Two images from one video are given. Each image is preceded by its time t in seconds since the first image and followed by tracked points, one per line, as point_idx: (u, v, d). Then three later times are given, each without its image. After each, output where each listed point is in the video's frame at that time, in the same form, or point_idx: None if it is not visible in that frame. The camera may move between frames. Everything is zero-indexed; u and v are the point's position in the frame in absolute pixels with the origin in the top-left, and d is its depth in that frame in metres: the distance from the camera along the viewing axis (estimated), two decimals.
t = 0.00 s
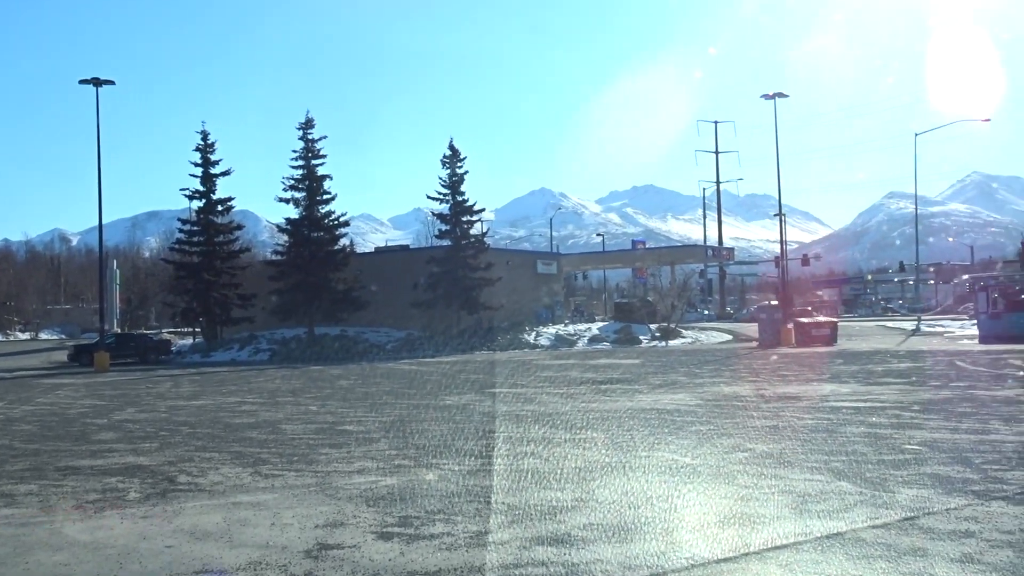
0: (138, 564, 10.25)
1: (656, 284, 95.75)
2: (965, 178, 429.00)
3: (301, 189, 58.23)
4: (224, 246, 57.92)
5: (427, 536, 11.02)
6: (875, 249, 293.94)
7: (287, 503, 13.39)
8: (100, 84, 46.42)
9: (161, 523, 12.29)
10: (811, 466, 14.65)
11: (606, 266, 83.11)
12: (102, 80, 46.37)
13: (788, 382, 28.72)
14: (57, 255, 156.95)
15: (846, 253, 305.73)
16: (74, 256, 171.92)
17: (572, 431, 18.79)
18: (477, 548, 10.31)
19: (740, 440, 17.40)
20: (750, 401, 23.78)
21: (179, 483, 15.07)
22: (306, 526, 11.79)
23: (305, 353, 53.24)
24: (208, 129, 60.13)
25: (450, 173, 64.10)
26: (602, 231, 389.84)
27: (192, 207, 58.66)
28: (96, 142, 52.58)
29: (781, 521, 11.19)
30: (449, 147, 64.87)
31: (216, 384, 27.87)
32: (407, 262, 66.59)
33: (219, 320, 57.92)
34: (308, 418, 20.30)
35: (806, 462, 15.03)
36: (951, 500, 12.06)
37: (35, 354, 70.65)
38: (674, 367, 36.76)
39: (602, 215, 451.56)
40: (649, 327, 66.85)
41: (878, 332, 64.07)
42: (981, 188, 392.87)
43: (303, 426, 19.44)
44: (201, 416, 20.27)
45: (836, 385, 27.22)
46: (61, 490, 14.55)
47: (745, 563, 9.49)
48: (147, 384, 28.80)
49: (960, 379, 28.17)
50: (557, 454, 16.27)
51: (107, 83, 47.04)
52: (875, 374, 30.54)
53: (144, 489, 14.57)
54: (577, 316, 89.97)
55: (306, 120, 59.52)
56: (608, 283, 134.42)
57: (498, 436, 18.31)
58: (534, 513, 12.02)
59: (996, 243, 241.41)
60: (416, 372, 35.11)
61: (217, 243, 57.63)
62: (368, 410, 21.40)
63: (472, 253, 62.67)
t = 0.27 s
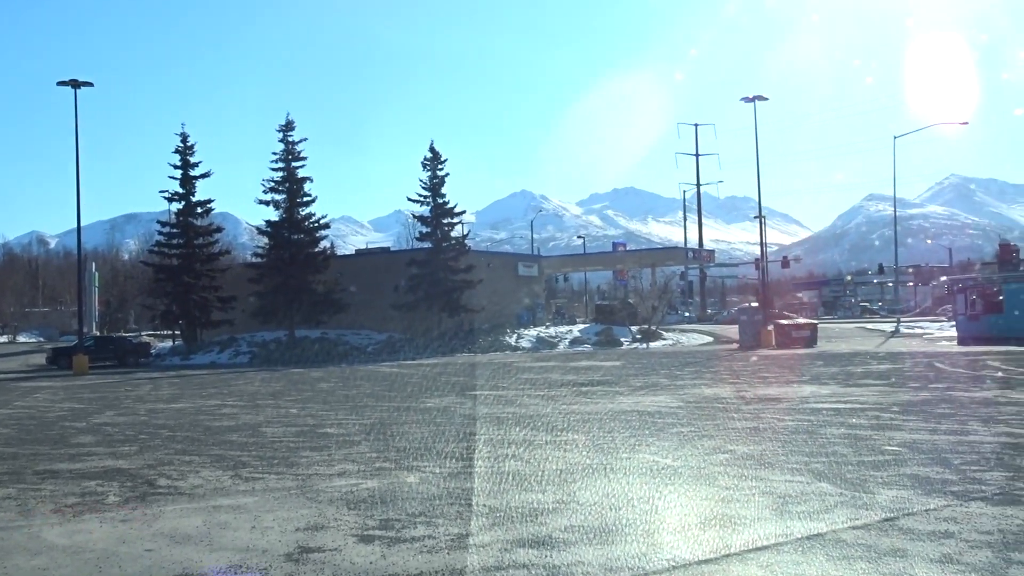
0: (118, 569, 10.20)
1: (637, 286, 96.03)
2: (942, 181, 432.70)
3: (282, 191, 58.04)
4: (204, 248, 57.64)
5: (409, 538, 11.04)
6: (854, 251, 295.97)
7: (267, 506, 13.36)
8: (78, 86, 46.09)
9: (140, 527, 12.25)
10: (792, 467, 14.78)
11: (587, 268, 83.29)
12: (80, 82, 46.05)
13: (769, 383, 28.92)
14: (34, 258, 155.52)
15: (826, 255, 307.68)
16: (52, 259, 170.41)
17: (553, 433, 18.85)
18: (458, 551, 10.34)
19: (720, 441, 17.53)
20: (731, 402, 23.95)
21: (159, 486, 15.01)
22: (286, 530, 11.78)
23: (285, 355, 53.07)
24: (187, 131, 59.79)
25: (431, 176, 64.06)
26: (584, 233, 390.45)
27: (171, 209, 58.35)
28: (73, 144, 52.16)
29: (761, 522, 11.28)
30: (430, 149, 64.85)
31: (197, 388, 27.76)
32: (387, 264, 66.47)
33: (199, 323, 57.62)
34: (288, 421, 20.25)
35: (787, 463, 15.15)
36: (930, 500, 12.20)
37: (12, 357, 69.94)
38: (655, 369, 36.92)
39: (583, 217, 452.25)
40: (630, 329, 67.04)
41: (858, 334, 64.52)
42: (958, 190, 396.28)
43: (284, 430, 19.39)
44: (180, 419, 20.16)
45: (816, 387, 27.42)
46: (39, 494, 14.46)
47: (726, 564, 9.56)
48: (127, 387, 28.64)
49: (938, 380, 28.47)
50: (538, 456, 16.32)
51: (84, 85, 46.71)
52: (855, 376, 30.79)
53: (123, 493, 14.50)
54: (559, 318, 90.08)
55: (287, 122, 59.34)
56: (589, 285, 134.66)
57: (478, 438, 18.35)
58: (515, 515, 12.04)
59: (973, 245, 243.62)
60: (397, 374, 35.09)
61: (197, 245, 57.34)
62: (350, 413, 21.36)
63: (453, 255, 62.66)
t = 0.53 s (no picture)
0: (105, 573, 10.15)
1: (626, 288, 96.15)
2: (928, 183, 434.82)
3: (270, 193, 57.90)
4: (192, 251, 57.45)
5: (397, 541, 11.03)
6: (841, 254, 297.01)
7: (255, 509, 13.33)
8: (65, 87, 45.87)
9: (127, 530, 12.20)
10: (779, 469, 14.85)
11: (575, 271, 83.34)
12: (67, 84, 45.85)
13: (757, 386, 29.00)
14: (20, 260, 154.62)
15: (813, 258, 308.78)
16: (38, 262, 169.41)
17: (541, 436, 18.88)
18: (446, 554, 10.34)
19: (708, 443, 17.60)
20: (719, 404, 24.03)
21: (146, 490, 14.96)
22: (274, 533, 11.76)
23: (273, 358, 52.95)
24: (175, 133, 59.58)
25: (420, 178, 64.02)
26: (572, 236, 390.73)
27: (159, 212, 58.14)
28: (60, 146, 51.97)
29: (749, 524, 11.33)
30: (419, 152, 64.84)
31: (185, 391, 27.67)
32: (376, 266, 66.39)
33: (187, 326, 57.40)
34: (276, 424, 20.21)
35: (774, 465, 15.22)
36: (917, 502, 12.27)
37: None
38: (643, 371, 37.01)
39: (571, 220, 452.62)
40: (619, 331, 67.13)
41: (845, 336, 64.80)
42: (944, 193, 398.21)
43: (271, 432, 19.35)
44: (167, 422, 20.10)
45: (803, 389, 27.55)
46: (26, 498, 14.39)
47: (713, 566, 9.60)
48: (114, 391, 28.52)
49: (925, 382, 28.62)
50: (525, 459, 16.34)
51: (71, 86, 46.49)
52: (842, 378, 30.93)
53: (110, 497, 14.44)
54: (547, 321, 90.15)
55: (275, 125, 59.23)
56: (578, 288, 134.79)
57: (467, 441, 18.35)
58: (504, 518, 12.05)
59: (959, 248, 244.85)
60: (385, 377, 35.04)
61: (184, 247, 57.15)
62: (338, 416, 21.33)
63: (441, 258, 62.64)
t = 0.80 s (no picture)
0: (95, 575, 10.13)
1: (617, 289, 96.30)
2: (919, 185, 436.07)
3: (261, 194, 57.79)
4: (182, 251, 57.31)
5: (388, 542, 11.04)
6: (832, 255, 297.97)
7: (246, 510, 13.32)
8: (55, 87, 45.68)
9: (117, 532, 12.17)
10: (769, 470, 14.91)
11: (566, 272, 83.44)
12: (57, 83, 45.66)
13: (747, 387, 29.09)
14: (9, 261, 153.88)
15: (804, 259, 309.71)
16: (28, 262, 168.68)
17: (531, 436, 18.90)
18: (437, 555, 10.35)
19: (699, 444, 17.67)
20: (710, 405, 24.11)
21: (136, 491, 14.92)
22: (265, 534, 11.75)
23: (264, 359, 52.86)
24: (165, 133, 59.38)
25: (411, 179, 63.97)
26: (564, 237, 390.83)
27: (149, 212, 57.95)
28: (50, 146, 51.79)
29: (740, 525, 11.37)
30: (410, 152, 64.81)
31: (176, 392, 27.62)
32: (367, 267, 66.33)
33: (177, 326, 57.23)
34: (267, 425, 20.18)
35: (764, 466, 15.28)
36: (907, 502, 12.34)
37: None
38: (634, 372, 37.09)
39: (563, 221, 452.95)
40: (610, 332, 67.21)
41: (835, 337, 65.07)
42: (934, 195, 399.96)
43: (262, 434, 19.33)
44: (158, 423, 20.04)
45: (793, 390, 27.65)
46: (15, 499, 14.34)
47: (703, 567, 9.64)
48: (104, 391, 28.45)
49: (914, 383, 28.76)
50: (516, 460, 16.37)
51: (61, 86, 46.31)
52: (832, 379, 31.06)
53: (100, 498, 14.40)
54: (538, 322, 90.18)
55: (266, 125, 59.10)
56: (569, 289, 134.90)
57: (457, 442, 18.36)
58: (494, 519, 12.07)
59: (949, 249, 245.75)
60: (375, 378, 35.03)
61: (175, 248, 57.00)
62: (329, 417, 21.31)
63: (432, 259, 62.62)
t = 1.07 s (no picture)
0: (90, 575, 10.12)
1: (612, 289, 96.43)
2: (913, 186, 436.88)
3: (255, 194, 57.72)
4: (177, 251, 57.25)
5: (383, 543, 11.05)
6: (827, 257, 298.51)
7: (240, 511, 13.32)
8: (49, 87, 45.56)
9: (111, 532, 12.17)
10: (764, 470, 14.95)
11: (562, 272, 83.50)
12: (51, 83, 45.56)
13: (742, 387, 29.15)
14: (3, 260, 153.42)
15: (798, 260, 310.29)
16: (22, 262, 168.23)
17: (525, 437, 18.93)
18: (430, 555, 10.37)
19: (693, 444, 17.73)
20: (704, 405, 24.17)
21: (130, 491, 14.91)
22: (259, 535, 11.75)
23: (259, 359, 52.82)
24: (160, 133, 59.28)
25: (406, 179, 63.97)
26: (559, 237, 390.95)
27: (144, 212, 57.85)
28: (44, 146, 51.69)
29: (734, 525, 11.41)
30: (404, 152, 64.78)
31: (171, 391, 27.61)
32: (362, 267, 66.31)
33: (172, 326, 57.14)
34: (261, 425, 20.18)
35: (759, 466, 15.32)
36: (901, 503, 12.38)
37: None
38: (629, 372, 37.16)
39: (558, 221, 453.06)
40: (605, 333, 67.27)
41: (830, 338, 65.26)
42: (928, 196, 400.68)
43: (256, 433, 19.32)
44: (152, 423, 20.02)
45: (788, 390, 27.72)
46: (9, 499, 14.32)
47: (697, 567, 9.67)
48: (98, 391, 28.42)
49: (908, 384, 28.84)
50: (511, 460, 16.39)
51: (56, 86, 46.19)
52: (826, 379, 31.15)
53: (94, 498, 14.39)
54: (533, 322, 90.29)
55: (261, 125, 59.05)
56: (565, 289, 134.93)
57: (451, 442, 18.38)
58: (489, 519, 12.08)
59: (943, 250, 246.38)
60: (371, 378, 35.03)
61: (170, 248, 56.92)
62: (324, 417, 21.30)
63: (427, 259, 62.60)
